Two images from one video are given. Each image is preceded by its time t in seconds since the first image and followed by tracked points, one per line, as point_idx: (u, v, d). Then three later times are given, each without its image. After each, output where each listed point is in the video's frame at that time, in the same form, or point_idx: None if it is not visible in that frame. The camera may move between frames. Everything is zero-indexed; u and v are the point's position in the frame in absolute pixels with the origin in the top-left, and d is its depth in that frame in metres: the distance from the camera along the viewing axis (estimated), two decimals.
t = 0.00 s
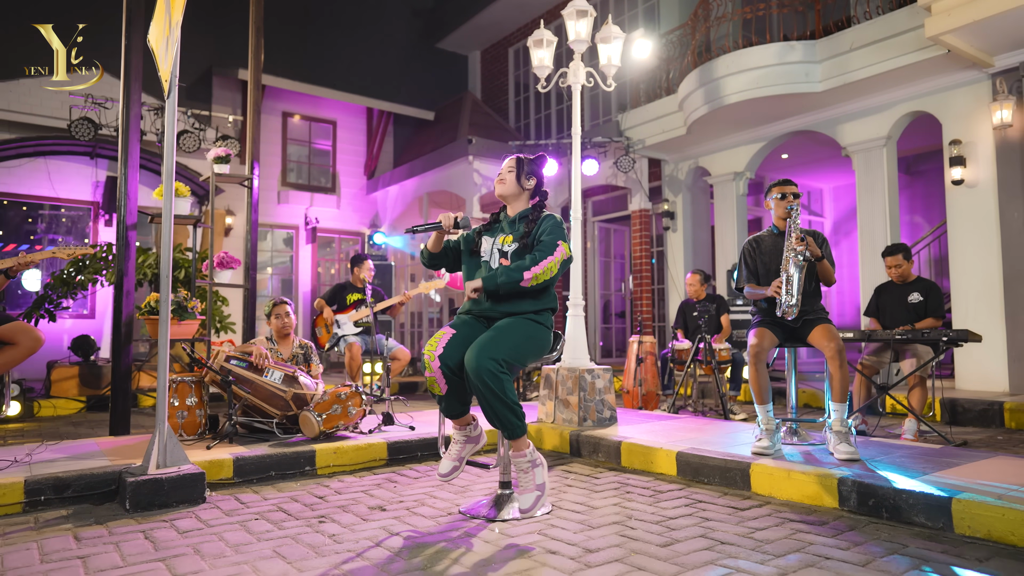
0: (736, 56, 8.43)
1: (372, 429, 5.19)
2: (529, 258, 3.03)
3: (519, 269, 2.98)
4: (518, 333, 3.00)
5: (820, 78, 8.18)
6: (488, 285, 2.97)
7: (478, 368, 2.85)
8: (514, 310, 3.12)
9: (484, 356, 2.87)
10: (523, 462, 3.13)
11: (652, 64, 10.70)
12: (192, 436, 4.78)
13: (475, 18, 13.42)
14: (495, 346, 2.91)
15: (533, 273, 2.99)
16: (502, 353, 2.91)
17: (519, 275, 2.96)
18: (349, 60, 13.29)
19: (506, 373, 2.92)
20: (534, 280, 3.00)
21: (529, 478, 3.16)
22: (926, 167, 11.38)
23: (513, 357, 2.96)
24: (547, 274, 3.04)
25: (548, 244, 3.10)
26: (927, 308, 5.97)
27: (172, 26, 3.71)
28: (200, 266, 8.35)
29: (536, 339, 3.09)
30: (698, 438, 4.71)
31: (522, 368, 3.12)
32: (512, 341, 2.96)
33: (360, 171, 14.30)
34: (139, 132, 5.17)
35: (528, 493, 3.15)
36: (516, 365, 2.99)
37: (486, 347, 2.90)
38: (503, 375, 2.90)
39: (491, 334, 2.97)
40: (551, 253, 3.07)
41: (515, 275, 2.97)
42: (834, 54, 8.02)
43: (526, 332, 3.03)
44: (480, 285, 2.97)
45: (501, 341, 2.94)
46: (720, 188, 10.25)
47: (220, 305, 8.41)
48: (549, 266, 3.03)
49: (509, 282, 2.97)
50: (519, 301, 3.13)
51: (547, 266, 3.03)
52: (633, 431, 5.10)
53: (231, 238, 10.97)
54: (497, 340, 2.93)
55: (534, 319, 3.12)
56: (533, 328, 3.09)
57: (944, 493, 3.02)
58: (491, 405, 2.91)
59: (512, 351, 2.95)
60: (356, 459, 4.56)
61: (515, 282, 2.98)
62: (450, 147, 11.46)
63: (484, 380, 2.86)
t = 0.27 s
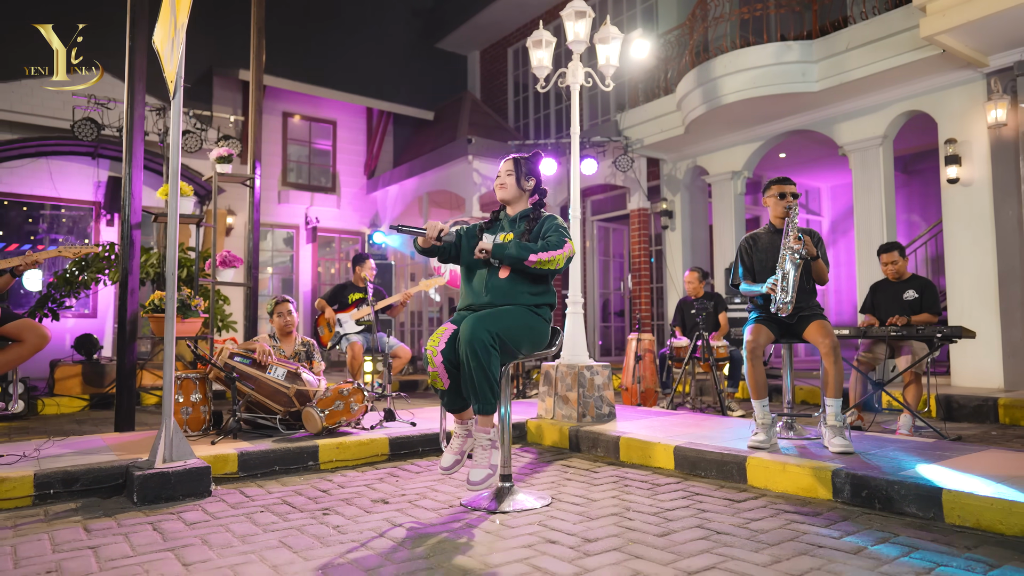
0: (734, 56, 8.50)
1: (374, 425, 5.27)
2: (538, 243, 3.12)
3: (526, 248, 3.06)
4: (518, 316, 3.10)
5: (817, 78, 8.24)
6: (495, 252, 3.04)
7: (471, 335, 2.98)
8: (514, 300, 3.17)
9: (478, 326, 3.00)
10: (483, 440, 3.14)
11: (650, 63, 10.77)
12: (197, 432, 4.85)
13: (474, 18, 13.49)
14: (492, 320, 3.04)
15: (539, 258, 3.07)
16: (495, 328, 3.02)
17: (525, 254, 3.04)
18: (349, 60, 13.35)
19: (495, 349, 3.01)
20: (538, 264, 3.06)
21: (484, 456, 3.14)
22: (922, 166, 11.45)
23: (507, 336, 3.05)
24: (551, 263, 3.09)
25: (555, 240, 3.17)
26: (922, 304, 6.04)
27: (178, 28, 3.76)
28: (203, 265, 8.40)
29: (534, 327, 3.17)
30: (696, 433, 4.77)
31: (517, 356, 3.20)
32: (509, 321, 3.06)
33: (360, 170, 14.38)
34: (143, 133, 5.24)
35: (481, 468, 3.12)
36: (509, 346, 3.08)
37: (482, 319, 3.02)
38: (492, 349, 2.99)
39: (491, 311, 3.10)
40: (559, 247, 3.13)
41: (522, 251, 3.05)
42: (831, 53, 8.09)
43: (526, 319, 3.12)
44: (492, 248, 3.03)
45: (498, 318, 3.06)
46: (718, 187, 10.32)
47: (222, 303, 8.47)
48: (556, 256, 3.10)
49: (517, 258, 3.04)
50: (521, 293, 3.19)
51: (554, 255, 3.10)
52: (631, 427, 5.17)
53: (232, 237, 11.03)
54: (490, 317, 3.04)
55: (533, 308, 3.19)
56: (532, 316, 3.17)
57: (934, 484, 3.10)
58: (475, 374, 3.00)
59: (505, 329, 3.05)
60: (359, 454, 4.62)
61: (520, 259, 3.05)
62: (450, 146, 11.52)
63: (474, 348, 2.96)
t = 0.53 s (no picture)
0: (731, 56, 8.56)
1: (375, 421, 5.34)
2: (536, 232, 3.21)
3: (525, 231, 3.18)
4: (514, 310, 3.16)
5: (814, 78, 8.30)
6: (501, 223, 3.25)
7: (468, 325, 3.04)
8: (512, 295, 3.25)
9: (475, 317, 3.07)
10: (486, 412, 3.30)
11: (649, 64, 10.82)
12: (200, 428, 4.91)
13: (474, 18, 13.55)
14: (489, 314, 3.09)
15: (533, 244, 3.14)
16: (492, 321, 3.08)
17: (523, 236, 3.15)
18: (348, 60, 13.36)
19: (493, 340, 3.08)
20: (530, 250, 3.14)
21: (487, 425, 3.31)
22: (919, 165, 11.52)
23: (504, 329, 3.11)
24: (543, 255, 3.15)
25: (551, 232, 3.26)
26: (916, 301, 6.11)
27: (182, 28, 3.81)
28: (205, 264, 8.47)
29: (532, 320, 3.23)
30: (693, 429, 4.84)
31: (516, 350, 3.25)
32: (507, 314, 3.12)
33: (360, 170, 14.45)
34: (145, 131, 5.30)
35: (484, 436, 3.30)
36: (506, 339, 3.13)
37: (479, 311, 3.09)
38: (489, 340, 3.06)
39: (488, 304, 3.17)
40: (554, 242, 3.21)
41: (522, 233, 3.17)
42: (827, 53, 8.15)
43: (523, 314, 3.18)
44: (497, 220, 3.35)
45: (495, 310, 3.12)
46: (716, 187, 10.39)
47: (223, 302, 8.51)
48: (548, 249, 3.16)
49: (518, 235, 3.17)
50: (519, 288, 3.26)
51: (547, 247, 3.16)
52: (629, 423, 5.24)
53: (233, 237, 11.09)
54: (488, 310, 3.10)
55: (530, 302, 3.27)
56: (529, 310, 3.24)
57: (925, 476, 3.17)
58: (473, 362, 3.07)
59: (502, 322, 3.11)
60: (360, 450, 4.68)
61: (517, 240, 3.17)
62: (449, 146, 11.57)
63: (470, 338, 3.03)
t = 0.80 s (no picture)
0: (728, 56, 8.61)
1: (375, 418, 5.39)
2: (524, 229, 3.28)
3: (513, 225, 3.26)
4: (510, 316, 3.20)
5: (810, 77, 8.36)
6: (495, 210, 3.39)
7: (466, 333, 3.06)
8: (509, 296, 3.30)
9: (473, 327, 3.08)
10: (485, 407, 3.38)
11: (647, 63, 10.87)
12: (202, 424, 4.96)
13: (473, 18, 13.59)
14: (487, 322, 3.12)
15: (515, 237, 3.21)
16: (490, 329, 3.11)
17: (509, 229, 3.24)
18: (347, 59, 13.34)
19: (490, 347, 3.11)
20: (510, 243, 3.21)
21: (487, 420, 3.40)
22: (916, 164, 11.57)
23: (502, 335, 3.15)
24: (520, 251, 3.20)
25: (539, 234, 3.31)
26: (910, 299, 6.15)
27: (184, 30, 3.87)
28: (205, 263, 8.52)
29: (529, 325, 3.28)
30: (689, 425, 4.89)
31: (513, 351, 3.30)
32: (505, 321, 3.16)
33: (360, 170, 14.50)
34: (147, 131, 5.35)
35: (484, 431, 3.37)
36: (503, 345, 3.18)
37: (477, 319, 3.11)
38: (488, 348, 3.10)
39: (487, 310, 3.19)
40: (539, 245, 3.26)
41: (510, 225, 3.26)
42: (824, 53, 8.20)
43: (521, 319, 3.23)
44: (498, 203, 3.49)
45: (493, 318, 3.15)
46: (714, 186, 10.44)
47: (223, 301, 8.55)
48: (525, 247, 3.20)
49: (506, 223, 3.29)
50: (515, 287, 3.32)
51: (527, 245, 3.21)
52: (626, 419, 5.28)
53: (233, 236, 11.15)
54: (487, 316, 3.14)
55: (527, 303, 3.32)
56: (527, 315, 3.28)
57: (915, 470, 3.22)
58: (472, 367, 3.12)
59: (501, 329, 3.15)
60: (360, 446, 4.74)
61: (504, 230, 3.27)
62: (448, 146, 11.62)
63: (470, 346, 3.06)
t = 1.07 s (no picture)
0: (726, 56, 8.64)
1: (374, 415, 5.45)
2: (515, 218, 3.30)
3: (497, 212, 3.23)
4: (506, 314, 3.25)
5: (808, 77, 8.40)
6: (474, 202, 3.25)
7: (462, 328, 3.13)
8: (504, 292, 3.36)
9: (470, 321, 3.14)
10: (482, 402, 3.47)
11: (646, 63, 10.91)
12: (203, 421, 5.04)
13: (473, 18, 13.64)
14: (482, 316, 3.18)
15: (503, 224, 3.20)
16: (486, 324, 3.17)
17: (493, 217, 3.21)
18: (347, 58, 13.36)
19: (486, 341, 3.18)
20: (500, 231, 3.21)
21: (484, 416, 3.47)
22: (914, 164, 11.61)
23: (498, 330, 3.22)
24: (511, 237, 3.22)
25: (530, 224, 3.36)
26: (905, 296, 6.20)
27: (185, 30, 3.93)
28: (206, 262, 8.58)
29: (524, 320, 3.34)
30: (684, 422, 4.95)
31: (508, 348, 3.36)
32: (501, 316, 3.23)
33: (360, 170, 14.56)
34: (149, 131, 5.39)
35: (482, 427, 3.43)
36: (499, 340, 3.25)
37: (473, 314, 3.17)
38: (483, 342, 3.17)
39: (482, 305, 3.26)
40: (530, 230, 3.32)
41: (493, 214, 3.21)
42: (821, 53, 8.24)
43: (517, 314, 3.29)
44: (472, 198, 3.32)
45: (488, 312, 3.21)
46: (712, 185, 10.50)
47: (223, 300, 8.60)
48: (517, 231, 3.23)
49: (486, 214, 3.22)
50: (513, 284, 3.37)
51: (515, 230, 3.23)
52: (623, 417, 5.33)
53: (234, 235, 11.20)
54: (482, 310, 3.20)
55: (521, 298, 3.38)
56: (522, 309, 3.35)
57: (906, 465, 3.27)
58: (468, 362, 3.19)
59: (497, 323, 3.21)
60: (359, 442, 4.80)
61: (487, 221, 3.22)
62: (447, 145, 11.68)
63: (466, 341, 3.13)
